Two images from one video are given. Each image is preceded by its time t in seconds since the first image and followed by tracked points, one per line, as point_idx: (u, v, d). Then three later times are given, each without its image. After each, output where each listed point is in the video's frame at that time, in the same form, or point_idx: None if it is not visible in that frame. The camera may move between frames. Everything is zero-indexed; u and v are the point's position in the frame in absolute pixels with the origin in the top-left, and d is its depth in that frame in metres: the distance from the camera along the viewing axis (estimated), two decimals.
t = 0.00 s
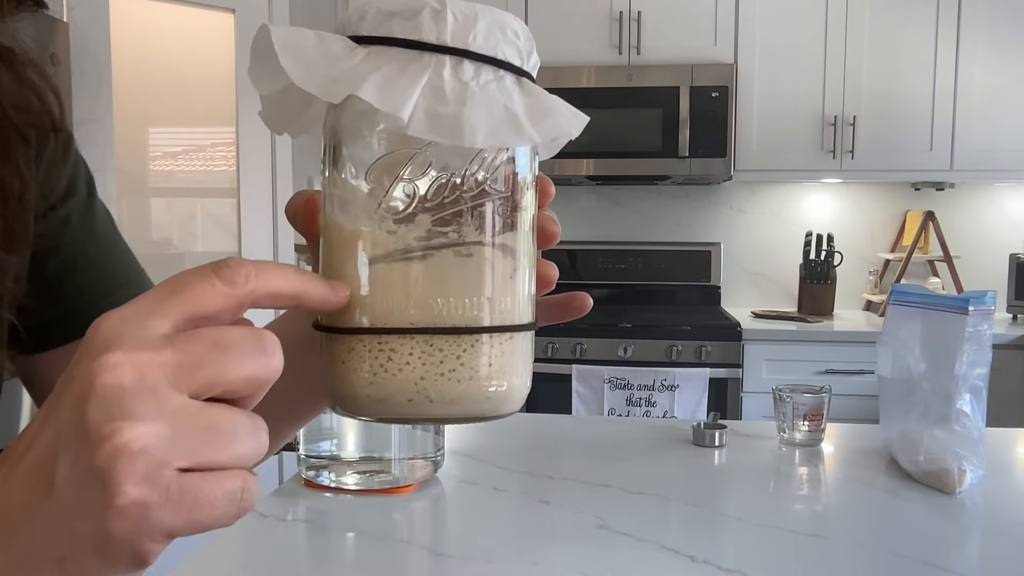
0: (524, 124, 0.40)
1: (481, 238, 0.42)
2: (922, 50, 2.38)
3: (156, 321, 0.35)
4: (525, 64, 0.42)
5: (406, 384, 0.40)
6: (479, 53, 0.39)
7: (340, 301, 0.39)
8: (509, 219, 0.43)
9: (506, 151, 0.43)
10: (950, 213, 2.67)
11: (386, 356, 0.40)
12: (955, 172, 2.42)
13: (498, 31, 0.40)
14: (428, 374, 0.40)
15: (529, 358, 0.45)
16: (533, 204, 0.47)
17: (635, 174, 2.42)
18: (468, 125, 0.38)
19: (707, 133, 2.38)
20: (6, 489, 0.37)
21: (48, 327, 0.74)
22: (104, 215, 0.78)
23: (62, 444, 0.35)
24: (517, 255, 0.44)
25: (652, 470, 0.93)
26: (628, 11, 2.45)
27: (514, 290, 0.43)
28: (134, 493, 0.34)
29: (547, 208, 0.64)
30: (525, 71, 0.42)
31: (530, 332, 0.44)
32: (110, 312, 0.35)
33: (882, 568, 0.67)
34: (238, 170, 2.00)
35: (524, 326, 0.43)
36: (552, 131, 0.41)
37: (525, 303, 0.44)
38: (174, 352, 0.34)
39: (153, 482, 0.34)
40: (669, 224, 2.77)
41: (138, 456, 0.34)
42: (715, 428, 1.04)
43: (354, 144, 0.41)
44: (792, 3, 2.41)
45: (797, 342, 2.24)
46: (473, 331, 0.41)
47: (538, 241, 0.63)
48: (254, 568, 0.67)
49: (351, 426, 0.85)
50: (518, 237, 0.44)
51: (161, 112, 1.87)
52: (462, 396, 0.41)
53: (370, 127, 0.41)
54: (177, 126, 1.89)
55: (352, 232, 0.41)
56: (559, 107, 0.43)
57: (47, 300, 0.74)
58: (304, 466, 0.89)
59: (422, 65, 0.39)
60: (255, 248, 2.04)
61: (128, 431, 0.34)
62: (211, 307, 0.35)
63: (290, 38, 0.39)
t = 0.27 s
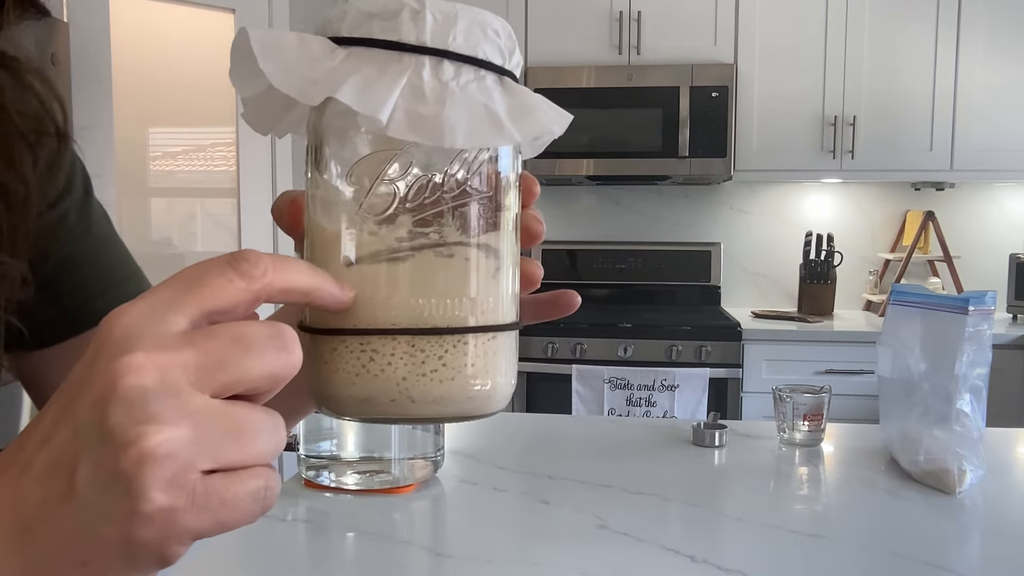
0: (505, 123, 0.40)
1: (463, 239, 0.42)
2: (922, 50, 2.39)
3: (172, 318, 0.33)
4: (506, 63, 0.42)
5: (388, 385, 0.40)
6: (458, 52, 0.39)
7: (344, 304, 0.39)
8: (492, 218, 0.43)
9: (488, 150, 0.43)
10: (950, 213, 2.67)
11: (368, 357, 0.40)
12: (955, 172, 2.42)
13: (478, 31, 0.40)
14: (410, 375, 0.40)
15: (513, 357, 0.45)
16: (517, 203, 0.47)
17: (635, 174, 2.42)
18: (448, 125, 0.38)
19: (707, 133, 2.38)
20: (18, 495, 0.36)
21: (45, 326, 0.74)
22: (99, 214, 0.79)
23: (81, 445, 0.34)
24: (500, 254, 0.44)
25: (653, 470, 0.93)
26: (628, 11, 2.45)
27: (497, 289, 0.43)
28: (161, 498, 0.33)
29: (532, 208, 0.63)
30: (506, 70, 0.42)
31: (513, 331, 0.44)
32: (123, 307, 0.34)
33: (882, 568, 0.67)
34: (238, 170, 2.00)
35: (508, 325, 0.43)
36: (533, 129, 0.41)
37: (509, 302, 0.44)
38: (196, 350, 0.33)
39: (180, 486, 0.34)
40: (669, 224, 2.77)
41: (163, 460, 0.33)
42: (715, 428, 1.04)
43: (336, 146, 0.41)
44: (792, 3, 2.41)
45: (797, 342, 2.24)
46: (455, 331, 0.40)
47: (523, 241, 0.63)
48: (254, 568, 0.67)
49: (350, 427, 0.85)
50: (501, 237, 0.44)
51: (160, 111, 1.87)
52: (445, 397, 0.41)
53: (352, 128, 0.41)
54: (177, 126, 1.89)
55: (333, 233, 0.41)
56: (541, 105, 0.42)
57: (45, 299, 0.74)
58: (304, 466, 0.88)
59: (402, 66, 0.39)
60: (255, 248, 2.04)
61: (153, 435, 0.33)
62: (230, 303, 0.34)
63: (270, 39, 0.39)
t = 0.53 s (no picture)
0: (488, 125, 0.40)
1: (447, 240, 0.42)
2: (922, 50, 2.39)
3: (181, 317, 0.33)
4: (490, 64, 0.42)
5: (372, 385, 0.40)
6: (441, 55, 0.39)
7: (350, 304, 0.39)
8: (476, 219, 0.43)
9: (471, 152, 0.43)
10: (950, 213, 2.67)
11: (353, 358, 0.40)
12: (955, 172, 2.42)
13: (461, 33, 0.40)
14: (395, 376, 0.40)
15: (498, 358, 0.45)
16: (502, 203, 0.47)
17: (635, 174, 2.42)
18: (431, 126, 0.38)
19: (707, 133, 2.38)
20: (19, 494, 0.35)
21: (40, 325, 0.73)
22: (92, 214, 0.78)
23: (88, 441, 0.34)
24: (485, 256, 0.44)
25: (653, 470, 0.93)
26: (628, 11, 2.45)
27: (482, 289, 0.43)
28: (171, 496, 0.33)
29: (518, 207, 0.64)
30: (490, 71, 0.42)
31: (497, 331, 0.45)
32: (131, 303, 0.34)
33: (883, 568, 0.67)
34: (238, 170, 2.00)
35: (492, 325, 0.43)
36: (516, 131, 0.41)
37: (494, 302, 0.44)
38: (207, 350, 0.33)
39: (189, 483, 0.34)
40: (669, 224, 2.77)
41: (173, 458, 0.33)
42: (715, 428, 1.04)
43: (321, 147, 0.41)
44: (793, 3, 2.41)
45: (798, 342, 2.24)
46: (440, 332, 0.40)
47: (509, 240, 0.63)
48: (254, 568, 0.67)
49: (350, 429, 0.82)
50: (485, 238, 0.44)
51: (161, 111, 1.87)
52: (430, 396, 0.41)
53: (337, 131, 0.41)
54: (177, 126, 1.89)
55: (318, 234, 0.41)
56: (524, 107, 0.43)
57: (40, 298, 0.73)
58: (305, 466, 0.88)
59: (385, 69, 0.39)
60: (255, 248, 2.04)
61: (164, 433, 0.33)
62: (240, 301, 0.34)
63: (254, 42, 0.39)
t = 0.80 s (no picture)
0: (476, 121, 0.40)
1: (438, 234, 0.42)
2: (922, 49, 2.38)
3: (219, 298, 0.34)
4: (478, 61, 0.42)
5: (365, 378, 0.40)
6: (429, 52, 0.39)
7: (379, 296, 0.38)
8: (466, 214, 0.43)
9: (460, 147, 0.43)
10: (950, 213, 2.67)
11: (346, 351, 0.40)
12: (955, 172, 2.42)
13: (449, 30, 0.40)
14: (387, 368, 0.40)
15: (489, 350, 0.45)
16: (492, 198, 0.47)
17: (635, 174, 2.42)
18: (419, 123, 0.38)
19: (707, 133, 2.38)
20: (39, 468, 0.34)
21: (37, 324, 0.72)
22: (88, 214, 0.77)
23: (121, 414, 0.33)
24: (475, 250, 0.44)
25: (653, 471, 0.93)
26: (628, 11, 2.45)
27: (472, 283, 0.43)
28: (201, 471, 0.33)
29: (508, 202, 0.64)
30: (478, 68, 0.42)
31: (488, 323, 0.45)
32: (172, 281, 0.34)
33: (883, 569, 0.67)
34: (238, 170, 2.00)
35: (483, 318, 0.44)
36: (505, 127, 0.41)
37: (484, 294, 0.44)
38: (245, 332, 0.34)
39: (220, 459, 0.33)
40: (669, 224, 2.77)
41: (207, 432, 0.33)
42: (715, 428, 1.04)
43: (313, 144, 0.41)
44: (793, 3, 2.41)
45: (798, 342, 2.24)
46: (431, 325, 0.41)
47: (498, 235, 0.64)
48: (254, 568, 0.67)
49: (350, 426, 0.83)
50: (475, 232, 0.44)
51: (160, 112, 1.87)
52: (421, 388, 0.41)
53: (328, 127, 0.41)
54: (177, 126, 1.88)
55: (311, 230, 0.41)
56: (513, 103, 0.43)
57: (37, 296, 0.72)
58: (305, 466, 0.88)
59: (374, 66, 0.39)
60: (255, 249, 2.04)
61: (200, 406, 0.32)
62: (277, 293, 0.34)
63: (244, 42, 0.39)
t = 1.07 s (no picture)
0: (468, 122, 0.39)
1: (430, 233, 0.41)
2: (922, 49, 2.39)
3: (289, 286, 0.33)
4: (470, 63, 0.42)
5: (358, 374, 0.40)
6: (421, 54, 0.39)
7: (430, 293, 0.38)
8: (458, 213, 0.43)
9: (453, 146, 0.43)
10: (950, 213, 2.67)
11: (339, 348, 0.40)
12: (955, 172, 2.42)
13: (441, 32, 0.40)
14: (380, 365, 0.40)
15: (482, 347, 0.45)
16: (483, 198, 0.47)
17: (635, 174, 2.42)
18: (412, 124, 0.38)
19: (707, 133, 2.38)
20: (102, 443, 0.33)
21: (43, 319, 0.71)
22: (88, 216, 0.76)
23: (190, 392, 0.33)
24: (467, 248, 0.44)
25: (653, 471, 0.93)
26: (628, 11, 2.45)
27: (465, 281, 0.43)
28: (275, 452, 0.32)
29: (501, 200, 0.65)
30: (470, 70, 0.42)
31: (481, 321, 0.45)
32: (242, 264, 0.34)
33: (883, 568, 0.67)
34: (238, 170, 1.99)
35: (476, 315, 0.44)
36: (496, 127, 0.41)
37: (477, 293, 0.44)
38: (312, 322, 0.33)
39: (291, 443, 0.33)
40: (669, 224, 2.77)
41: (280, 415, 0.32)
42: (715, 428, 1.04)
43: (307, 144, 0.41)
44: (792, 3, 2.41)
45: (798, 341, 2.24)
46: (424, 322, 0.41)
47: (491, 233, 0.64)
48: (255, 568, 0.67)
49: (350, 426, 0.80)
50: (467, 232, 0.44)
51: (160, 112, 1.87)
52: (415, 384, 0.41)
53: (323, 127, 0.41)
54: (176, 126, 1.88)
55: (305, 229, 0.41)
56: (505, 103, 0.42)
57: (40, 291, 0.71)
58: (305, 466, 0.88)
59: (367, 68, 0.39)
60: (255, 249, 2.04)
61: (273, 388, 0.32)
62: (337, 291, 0.34)
63: (239, 44, 0.40)
